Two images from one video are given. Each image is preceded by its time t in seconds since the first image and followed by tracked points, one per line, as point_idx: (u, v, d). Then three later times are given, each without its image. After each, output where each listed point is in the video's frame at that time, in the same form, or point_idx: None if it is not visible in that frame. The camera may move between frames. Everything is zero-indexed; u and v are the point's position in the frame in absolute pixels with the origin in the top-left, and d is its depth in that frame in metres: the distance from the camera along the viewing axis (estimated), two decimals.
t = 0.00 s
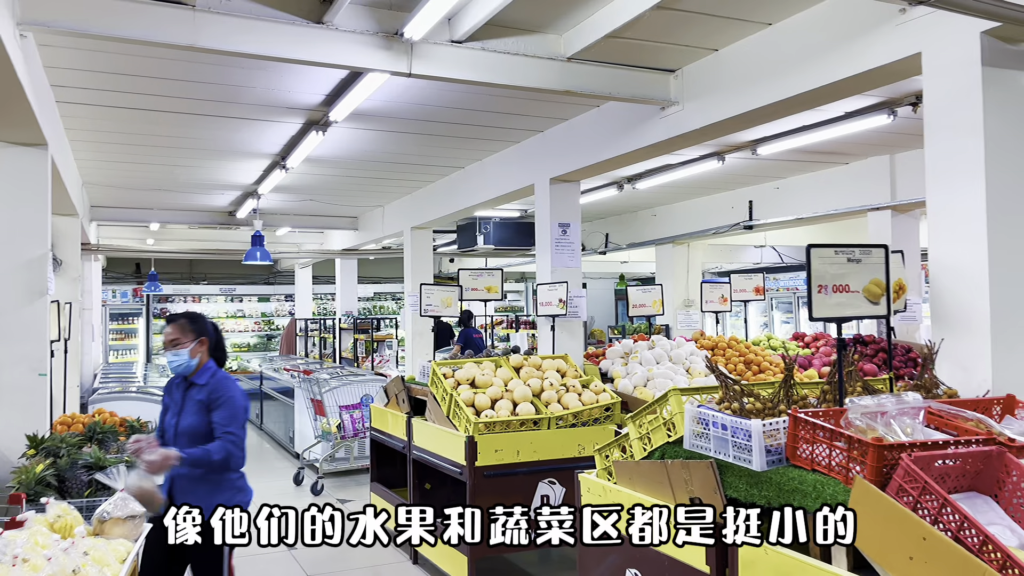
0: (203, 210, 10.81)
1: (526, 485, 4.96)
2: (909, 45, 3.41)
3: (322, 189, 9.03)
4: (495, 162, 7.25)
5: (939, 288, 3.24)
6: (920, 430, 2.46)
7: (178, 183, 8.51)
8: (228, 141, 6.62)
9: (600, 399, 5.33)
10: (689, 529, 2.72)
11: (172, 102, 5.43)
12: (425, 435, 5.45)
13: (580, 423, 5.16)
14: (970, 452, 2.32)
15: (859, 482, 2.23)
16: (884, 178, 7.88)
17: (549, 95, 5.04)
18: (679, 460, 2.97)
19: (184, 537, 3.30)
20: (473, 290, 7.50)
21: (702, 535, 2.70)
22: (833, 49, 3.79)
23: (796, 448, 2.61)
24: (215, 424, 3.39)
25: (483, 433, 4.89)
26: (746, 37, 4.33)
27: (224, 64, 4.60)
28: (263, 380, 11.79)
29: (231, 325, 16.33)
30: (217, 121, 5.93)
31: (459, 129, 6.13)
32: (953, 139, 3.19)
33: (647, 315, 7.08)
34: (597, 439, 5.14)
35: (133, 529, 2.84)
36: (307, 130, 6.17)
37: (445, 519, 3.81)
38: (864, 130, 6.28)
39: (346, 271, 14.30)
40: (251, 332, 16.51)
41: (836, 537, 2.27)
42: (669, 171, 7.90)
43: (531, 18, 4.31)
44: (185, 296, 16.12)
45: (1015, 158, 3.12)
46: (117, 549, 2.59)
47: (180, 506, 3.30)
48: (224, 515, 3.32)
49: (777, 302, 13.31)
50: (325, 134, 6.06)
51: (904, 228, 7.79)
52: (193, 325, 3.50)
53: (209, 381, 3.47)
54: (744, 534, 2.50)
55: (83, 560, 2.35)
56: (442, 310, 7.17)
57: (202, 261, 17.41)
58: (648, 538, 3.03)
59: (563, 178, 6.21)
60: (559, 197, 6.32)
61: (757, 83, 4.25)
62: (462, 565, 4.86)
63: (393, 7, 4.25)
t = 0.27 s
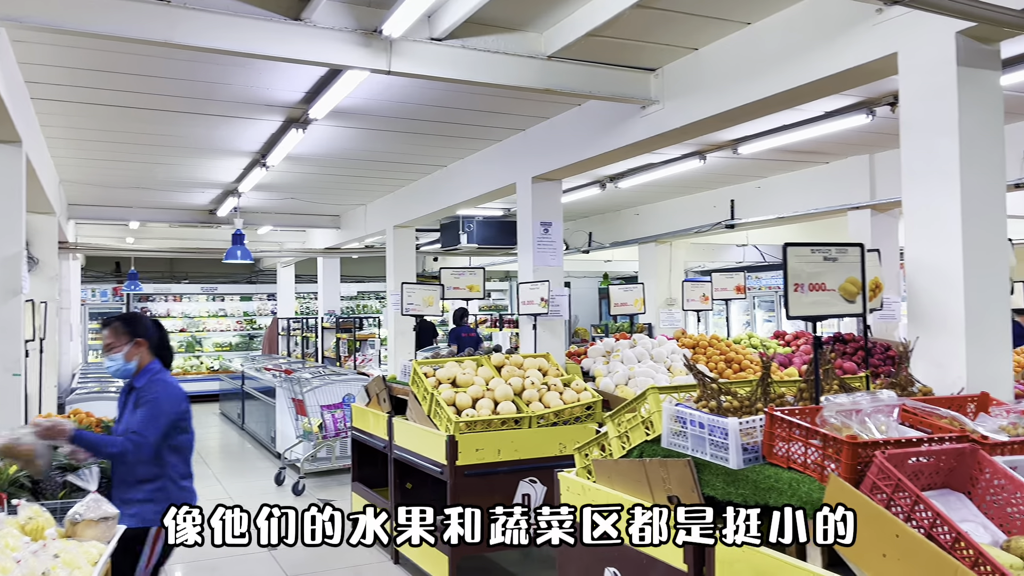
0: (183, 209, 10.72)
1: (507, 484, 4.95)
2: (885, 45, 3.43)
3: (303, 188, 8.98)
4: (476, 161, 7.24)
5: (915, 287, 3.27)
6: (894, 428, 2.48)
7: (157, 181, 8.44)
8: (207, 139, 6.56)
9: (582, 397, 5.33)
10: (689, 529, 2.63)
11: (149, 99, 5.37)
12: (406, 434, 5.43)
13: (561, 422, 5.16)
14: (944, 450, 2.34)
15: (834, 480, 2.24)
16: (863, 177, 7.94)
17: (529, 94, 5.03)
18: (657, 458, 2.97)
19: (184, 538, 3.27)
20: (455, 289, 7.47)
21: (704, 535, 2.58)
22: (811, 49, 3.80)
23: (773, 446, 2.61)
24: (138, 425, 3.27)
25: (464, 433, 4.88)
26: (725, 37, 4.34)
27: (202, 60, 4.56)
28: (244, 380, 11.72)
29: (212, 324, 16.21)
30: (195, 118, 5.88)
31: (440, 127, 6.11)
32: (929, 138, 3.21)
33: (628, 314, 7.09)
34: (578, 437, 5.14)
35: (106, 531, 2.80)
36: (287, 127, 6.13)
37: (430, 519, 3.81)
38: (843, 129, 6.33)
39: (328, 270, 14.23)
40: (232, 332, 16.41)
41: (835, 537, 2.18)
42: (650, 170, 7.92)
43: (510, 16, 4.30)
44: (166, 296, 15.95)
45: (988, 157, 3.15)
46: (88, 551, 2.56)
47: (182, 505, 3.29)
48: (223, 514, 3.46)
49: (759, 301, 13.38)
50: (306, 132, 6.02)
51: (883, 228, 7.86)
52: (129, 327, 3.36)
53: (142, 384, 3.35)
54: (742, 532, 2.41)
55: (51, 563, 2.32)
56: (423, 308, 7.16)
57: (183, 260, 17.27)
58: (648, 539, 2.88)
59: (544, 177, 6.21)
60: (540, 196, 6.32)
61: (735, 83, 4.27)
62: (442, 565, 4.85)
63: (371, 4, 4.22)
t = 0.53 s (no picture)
0: (153, 204, 10.57)
1: (479, 482, 4.94)
2: (852, 44, 3.45)
3: (275, 183, 8.89)
4: (450, 157, 7.21)
5: (881, 285, 3.29)
6: (857, 425, 2.50)
7: (126, 176, 8.31)
8: (176, 134, 6.47)
9: (554, 395, 5.33)
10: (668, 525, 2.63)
11: (114, 93, 5.28)
12: (377, 433, 5.40)
13: (533, 420, 5.15)
14: (905, 447, 2.36)
15: (797, 477, 2.25)
16: (834, 176, 8.01)
17: (501, 90, 5.01)
18: (625, 456, 2.97)
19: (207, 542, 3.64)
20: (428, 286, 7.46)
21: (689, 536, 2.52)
22: (781, 47, 3.82)
23: (739, 444, 2.60)
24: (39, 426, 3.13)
25: (435, 431, 4.85)
26: (697, 34, 4.34)
27: (167, 54, 4.48)
28: (217, 378, 11.60)
29: (185, 321, 16.03)
30: (164, 113, 5.79)
31: (413, 123, 6.07)
32: (895, 138, 3.23)
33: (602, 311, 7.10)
34: (550, 435, 5.14)
35: (65, 533, 2.74)
36: (257, 123, 6.06)
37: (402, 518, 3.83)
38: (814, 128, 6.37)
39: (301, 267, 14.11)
40: (206, 329, 16.23)
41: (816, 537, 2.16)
42: (625, 168, 7.93)
43: (481, 12, 4.27)
44: (138, 292, 15.63)
45: (953, 157, 3.18)
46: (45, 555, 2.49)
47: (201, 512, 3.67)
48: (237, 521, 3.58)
49: (734, 298, 13.48)
50: (276, 127, 5.95)
51: (854, 226, 7.94)
52: (46, 331, 3.17)
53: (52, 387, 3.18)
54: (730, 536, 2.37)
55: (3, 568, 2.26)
56: (396, 305, 7.12)
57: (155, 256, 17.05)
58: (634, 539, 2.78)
59: (518, 174, 6.19)
60: (514, 193, 6.30)
61: (705, 81, 4.28)
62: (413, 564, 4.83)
63: None
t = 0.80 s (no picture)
0: (126, 200, 10.40)
1: (455, 482, 4.90)
2: (830, 43, 3.44)
3: (251, 179, 8.78)
4: (428, 153, 7.15)
5: (858, 284, 3.29)
6: (834, 425, 2.49)
7: (98, 171, 8.16)
8: (148, 128, 6.36)
9: (532, 393, 5.30)
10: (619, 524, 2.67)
11: (84, 86, 5.17)
12: (353, 432, 5.34)
13: (511, 418, 5.12)
14: (882, 447, 2.36)
15: (774, 478, 2.24)
16: (812, 174, 8.04)
17: (479, 86, 4.97)
18: (601, 456, 2.95)
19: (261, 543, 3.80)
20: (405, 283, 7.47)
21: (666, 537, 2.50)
22: (759, 45, 3.81)
23: (716, 444, 2.58)
24: None
25: (412, 430, 4.80)
26: (675, 31, 4.32)
27: (138, 46, 4.39)
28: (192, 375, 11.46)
29: (160, 318, 15.83)
30: (136, 107, 5.69)
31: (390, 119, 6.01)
32: (872, 136, 3.23)
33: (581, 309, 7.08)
34: (528, 433, 5.11)
35: (28, 537, 2.67)
36: (231, 117, 5.97)
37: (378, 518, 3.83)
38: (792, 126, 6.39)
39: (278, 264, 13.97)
40: (181, 326, 16.03)
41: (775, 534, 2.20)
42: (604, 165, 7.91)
43: (459, 7, 4.23)
44: (112, 289, 15.16)
45: (930, 156, 3.18)
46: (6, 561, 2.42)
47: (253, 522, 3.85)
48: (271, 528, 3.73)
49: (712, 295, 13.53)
50: (250, 122, 5.87)
51: (831, 224, 7.98)
52: None
53: None
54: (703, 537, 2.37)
55: None
56: (373, 303, 7.08)
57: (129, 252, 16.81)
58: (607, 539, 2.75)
59: (496, 170, 6.15)
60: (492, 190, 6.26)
61: (683, 78, 4.27)
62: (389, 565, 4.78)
63: None
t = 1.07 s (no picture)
0: (88, 189, 10.13)
1: (424, 478, 4.81)
2: (805, 33, 3.40)
3: (216, 169, 8.58)
4: (398, 144, 7.03)
5: (832, 277, 3.25)
6: (809, 421, 2.44)
7: (57, 159, 7.92)
8: (108, 114, 6.17)
9: (503, 387, 5.23)
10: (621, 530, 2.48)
11: (39, 70, 4.99)
12: (320, 427, 5.22)
13: (482, 413, 5.04)
14: (857, 444, 2.32)
15: (748, 476, 2.18)
16: (784, 168, 8.05)
17: (450, 74, 4.87)
18: (572, 453, 2.88)
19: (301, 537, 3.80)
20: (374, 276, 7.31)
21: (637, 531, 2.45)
22: (733, 35, 3.75)
23: (689, 441, 2.53)
24: None
25: (380, 425, 4.70)
26: (649, 20, 4.26)
27: (95, 28, 4.23)
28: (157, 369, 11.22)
29: (124, 310, 15.49)
30: (96, 92, 5.51)
31: (359, 107, 5.89)
32: (848, 128, 3.19)
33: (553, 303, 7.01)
34: (499, 429, 5.03)
35: None
36: (195, 104, 5.81)
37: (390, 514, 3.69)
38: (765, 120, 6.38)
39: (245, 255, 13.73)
40: (146, 319, 15.71)
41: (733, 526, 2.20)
42: (577, 157, 7.84)
43: None
44: (74, 280, 14.98)
45: (905, 149, 3.15)
46: None
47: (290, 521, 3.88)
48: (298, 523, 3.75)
49: (684, 289, 13.56)
50: (215, 109, 5.71)
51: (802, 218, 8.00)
52: None
53: None
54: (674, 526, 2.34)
55: None
56: (340, 295, 6.96)
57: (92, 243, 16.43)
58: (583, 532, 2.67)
59: (467, 161, 6.04)
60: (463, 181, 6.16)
61: (657, 68, 4.20)
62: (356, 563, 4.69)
63: None
